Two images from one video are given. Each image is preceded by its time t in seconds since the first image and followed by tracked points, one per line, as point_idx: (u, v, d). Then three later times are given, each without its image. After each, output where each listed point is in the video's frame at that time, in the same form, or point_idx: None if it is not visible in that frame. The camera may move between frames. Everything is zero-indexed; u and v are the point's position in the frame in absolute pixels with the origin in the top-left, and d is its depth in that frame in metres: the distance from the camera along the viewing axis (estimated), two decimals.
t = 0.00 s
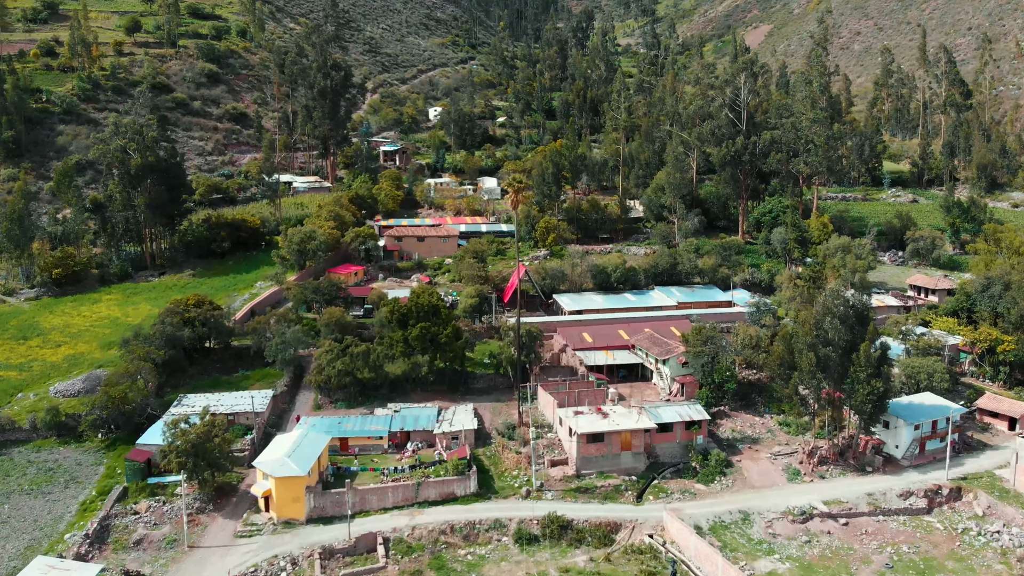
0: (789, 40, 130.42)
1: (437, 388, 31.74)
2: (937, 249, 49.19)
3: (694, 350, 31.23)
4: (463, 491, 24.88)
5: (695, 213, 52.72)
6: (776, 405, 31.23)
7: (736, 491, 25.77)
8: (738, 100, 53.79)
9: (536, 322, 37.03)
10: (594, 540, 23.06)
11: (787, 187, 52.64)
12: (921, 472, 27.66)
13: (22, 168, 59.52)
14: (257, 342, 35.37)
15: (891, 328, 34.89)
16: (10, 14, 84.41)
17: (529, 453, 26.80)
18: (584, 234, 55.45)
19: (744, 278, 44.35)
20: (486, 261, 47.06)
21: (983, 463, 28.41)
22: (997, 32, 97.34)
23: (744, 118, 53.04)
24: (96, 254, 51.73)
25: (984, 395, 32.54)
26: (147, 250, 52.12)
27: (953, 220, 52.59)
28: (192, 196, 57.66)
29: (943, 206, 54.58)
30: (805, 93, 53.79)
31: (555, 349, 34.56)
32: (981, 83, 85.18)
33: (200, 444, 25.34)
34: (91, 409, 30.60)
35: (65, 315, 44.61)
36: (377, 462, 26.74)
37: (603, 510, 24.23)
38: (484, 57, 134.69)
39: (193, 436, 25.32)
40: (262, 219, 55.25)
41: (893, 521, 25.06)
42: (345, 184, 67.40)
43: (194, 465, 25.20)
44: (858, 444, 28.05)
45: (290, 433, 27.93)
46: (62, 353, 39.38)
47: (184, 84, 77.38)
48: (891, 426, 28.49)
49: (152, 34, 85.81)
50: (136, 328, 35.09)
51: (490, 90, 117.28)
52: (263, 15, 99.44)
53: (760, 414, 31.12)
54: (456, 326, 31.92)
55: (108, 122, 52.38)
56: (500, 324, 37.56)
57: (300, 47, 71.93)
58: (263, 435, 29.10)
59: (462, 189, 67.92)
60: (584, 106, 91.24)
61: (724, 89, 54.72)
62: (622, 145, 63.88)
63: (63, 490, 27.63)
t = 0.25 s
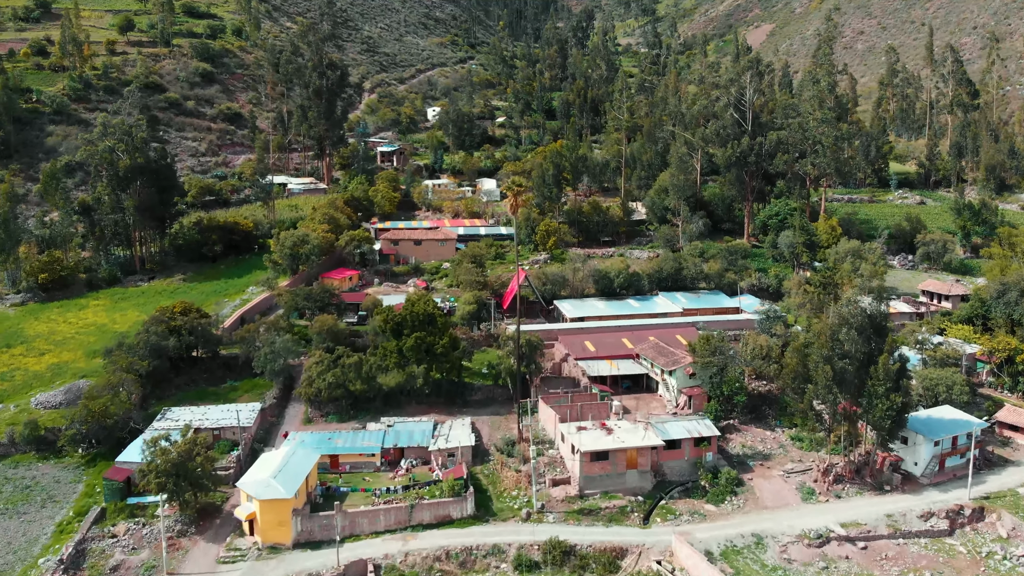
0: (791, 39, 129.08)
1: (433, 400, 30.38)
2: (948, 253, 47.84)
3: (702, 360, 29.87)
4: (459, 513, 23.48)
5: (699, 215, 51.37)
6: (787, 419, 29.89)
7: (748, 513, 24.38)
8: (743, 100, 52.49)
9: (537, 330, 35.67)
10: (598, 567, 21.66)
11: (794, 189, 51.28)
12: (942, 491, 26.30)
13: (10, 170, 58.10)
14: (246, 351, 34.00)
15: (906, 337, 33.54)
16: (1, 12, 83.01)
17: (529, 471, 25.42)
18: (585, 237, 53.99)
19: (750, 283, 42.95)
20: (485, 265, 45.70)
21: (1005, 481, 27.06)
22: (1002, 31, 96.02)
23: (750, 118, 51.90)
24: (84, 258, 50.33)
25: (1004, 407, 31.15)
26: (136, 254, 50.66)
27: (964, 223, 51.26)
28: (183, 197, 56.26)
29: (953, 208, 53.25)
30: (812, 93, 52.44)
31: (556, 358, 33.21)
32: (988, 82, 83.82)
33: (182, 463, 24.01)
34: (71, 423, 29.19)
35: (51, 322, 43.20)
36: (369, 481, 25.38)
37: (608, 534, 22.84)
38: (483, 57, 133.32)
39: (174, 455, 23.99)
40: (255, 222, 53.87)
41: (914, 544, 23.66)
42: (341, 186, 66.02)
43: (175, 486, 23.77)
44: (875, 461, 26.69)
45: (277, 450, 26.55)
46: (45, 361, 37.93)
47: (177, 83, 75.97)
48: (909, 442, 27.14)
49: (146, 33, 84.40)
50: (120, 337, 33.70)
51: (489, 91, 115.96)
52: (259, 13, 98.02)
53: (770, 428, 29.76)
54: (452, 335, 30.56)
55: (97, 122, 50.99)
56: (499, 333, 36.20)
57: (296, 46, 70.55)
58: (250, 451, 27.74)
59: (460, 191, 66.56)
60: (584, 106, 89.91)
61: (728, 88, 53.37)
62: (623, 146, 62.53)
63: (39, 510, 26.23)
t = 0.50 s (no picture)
0: (793, 38, 127.68)
1: (429, 414, 28.98)
2: (960, 257, 46.48)
3: (710, 372, 28.47)
4: (455, 538, 22.10)
5: (704, 218, 49.99)
6: (800, 433, 28.52)
7: (761, 537, 22.99)
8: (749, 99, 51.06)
9: (538, 338, 34.29)
10: None
11: (801, 191, 49.89)
12: (965, 511, 24.91)
13: None
14: (234, 361, 32.60)
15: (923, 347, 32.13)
16: None
17: (530, 492, 24.03)
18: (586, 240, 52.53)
19: (758, 288, 41.58)
20: (483, 270, 44.31)
21: None
22: (1009, 30, 94.64)
23: (756, 118, 50.20)
24: (71, 262, 48.90)
25: None
26: (125, 258, 49.31)
27: (976, 226, 49.89)
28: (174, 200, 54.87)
29: (964, 211, 51.89)
30: (819, 92, 51.03)
31: (557, 369, 31.84)
32: (995, 82, 82.46)
33: (161, 484, 22.61)
34: (49, 439, 27.74)
35: (35, 329, 41.77)
36: (360, 502, 24.02)
37: (614, 561, 21.45)
38: (482, 56, 131.92)
39: (153, 477, 22.59)
40: (248, 225, 52.47)
41: (938, 571, 22.26)
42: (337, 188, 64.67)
43: (154, 510, 22.39)
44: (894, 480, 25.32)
45: (264, 468, 25.18)
46: (27, 371, 36.53)
47: (171, 83, 74.58)
48: (931, 460, 25.72)
49: (139, 32, 82.98)
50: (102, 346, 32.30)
51: (488, 91, 114.57)
52: (255, 12, 96.59)
53: (782, 443, 28.39)
54: (449, 345, 29.04)
55: (85, 123, 49.58)
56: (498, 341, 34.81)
57: (291, 45, 69.14)
58: (235, 469, 26.41)
59: (459, 192, 65.17)
60: (585, 106, 88.55)
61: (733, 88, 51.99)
62: (626, 147, 61.14)
63: (13, 532, 24.82)
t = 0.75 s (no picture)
0: (796, 38, 126.36)
1: (423, 430, 27.61)
2: (972, 261, 45.15)
3: (720, 387, 27.07)
4: (450, 567, 20.71)
5: (709, 221, 48.66)
6: (814, 449, 27.15)
7: (776, 564, 21.60)
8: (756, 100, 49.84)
9: (538, 348, 32.86)
10: None
11: (809, 193, 48.50)
12: (989, 535, 23.52)
13: None
14: (220, 373, 31.21)
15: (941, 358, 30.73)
16: None
17: (530, 515, 22.64)
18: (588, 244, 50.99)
19: (765, 295, 40.21)
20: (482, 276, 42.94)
21: None
22: (1016, 29, 93.33)
23: (762, 119, 48.99)
24: (58, 267, 47.48)
25: None
26: (114, 263, 47.97)
27: (987, 230, 48.55)
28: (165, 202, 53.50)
29: (975, 214, 50.56)
30: (827, 91, 49.66)
31: (559, 381, 30.41)
32: (1003, 81, 81.20)
33: (137, 510, 21.19)
34: (24, 456, 26.19)
35: (18, 337, 40.35)
36: (350, 527, 22.69)
37: None
38: (481, 56, 130.57)
39: (128, 501, 21.18)
40: (240, 228, 51.10)
41: None
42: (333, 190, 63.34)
43: (129, 537, 20.95)
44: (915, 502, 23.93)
45: (249, 490, 23.84)
46: (8, 381, 35.13)
47: (164, 83, 73.21)
48: (953, 481, 24.32)
49: (133, 31, 81.61)
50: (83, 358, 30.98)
51: (487, 91, 113.17)
52: (251, 11, 95.22)
53: (795, 460, 27.02)
54: (445, 357, 27.64)
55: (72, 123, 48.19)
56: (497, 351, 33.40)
57: (286, 43, 67.75)
58: (219, 489, 25.13)
59: (457, 194, 63.84)
60: (586, 106, 87.24)
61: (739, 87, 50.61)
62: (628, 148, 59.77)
63: None
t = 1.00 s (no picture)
0: (798, 37, 124.99)
1: (417, 449, 26.26)
2: (985, 267, 43.85)
3: (730, 404, 25.74)
4: None
5: (714, 226, 47.31)
6: (829, 469, 25.84)
7: None
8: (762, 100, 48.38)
9: (539, 359, 31.49)
10: None
11: (817, 197, 47.21)
12: (1016, 564, 22.19)
13: None
14: (206, 387, 29.85)
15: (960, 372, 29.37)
16: None
17: (530, 544, 21.28)
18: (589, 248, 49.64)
19: (773, 303, 38.86)
20: (480, 282, 41.59)
21: None
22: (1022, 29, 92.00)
23: (768, 120, 47.50)
24: (44, 273, 46.11)
25: None
26: (101, 269, 46.61)
27: (1000, 234, 47.25)
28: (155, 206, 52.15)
29: (987, 218, 49.24)
30: (836, 91, 48.28)
31: (560, 395, 29.04)
32: (1010, 81, 79.89)
33: (110, 540, 19.73)
34: None
35: None
36: (339, 556, 21.35)
37: None
38: (481, 56, 129.23)
39: (100, 532, 19.73)
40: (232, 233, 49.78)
41: None
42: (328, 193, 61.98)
43: (101, 570, 19.48)
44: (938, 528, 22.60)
45: (232, 515, 22.50)
46: None
47: (157, 83, 71.81)
48: (977, 505, 22.96)
49: (125, 30, 80.22)
50: (62, 371, 29.62)
51: (486, 91, 111.92)
52: (246, 10, 93.83)
53: (809, 480, 25.72)
54: (440, 372, 26.25)
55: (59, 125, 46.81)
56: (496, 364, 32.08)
57: (280, 42, 66.35)
58: (201, 514, 23.84)
59: (455, 197, 62.52)
60: (587, 107, 85.97)
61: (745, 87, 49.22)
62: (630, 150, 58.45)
63: None
